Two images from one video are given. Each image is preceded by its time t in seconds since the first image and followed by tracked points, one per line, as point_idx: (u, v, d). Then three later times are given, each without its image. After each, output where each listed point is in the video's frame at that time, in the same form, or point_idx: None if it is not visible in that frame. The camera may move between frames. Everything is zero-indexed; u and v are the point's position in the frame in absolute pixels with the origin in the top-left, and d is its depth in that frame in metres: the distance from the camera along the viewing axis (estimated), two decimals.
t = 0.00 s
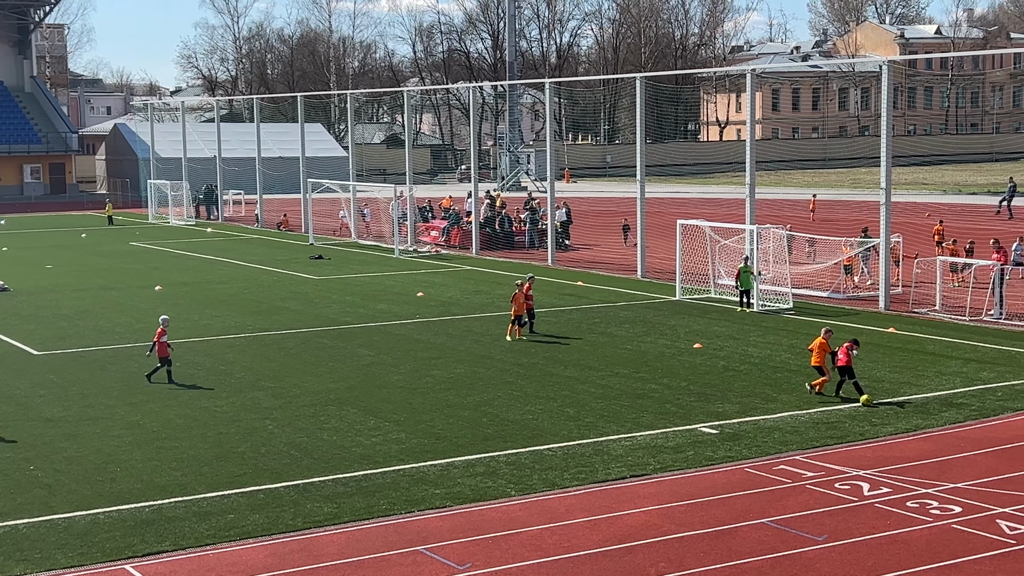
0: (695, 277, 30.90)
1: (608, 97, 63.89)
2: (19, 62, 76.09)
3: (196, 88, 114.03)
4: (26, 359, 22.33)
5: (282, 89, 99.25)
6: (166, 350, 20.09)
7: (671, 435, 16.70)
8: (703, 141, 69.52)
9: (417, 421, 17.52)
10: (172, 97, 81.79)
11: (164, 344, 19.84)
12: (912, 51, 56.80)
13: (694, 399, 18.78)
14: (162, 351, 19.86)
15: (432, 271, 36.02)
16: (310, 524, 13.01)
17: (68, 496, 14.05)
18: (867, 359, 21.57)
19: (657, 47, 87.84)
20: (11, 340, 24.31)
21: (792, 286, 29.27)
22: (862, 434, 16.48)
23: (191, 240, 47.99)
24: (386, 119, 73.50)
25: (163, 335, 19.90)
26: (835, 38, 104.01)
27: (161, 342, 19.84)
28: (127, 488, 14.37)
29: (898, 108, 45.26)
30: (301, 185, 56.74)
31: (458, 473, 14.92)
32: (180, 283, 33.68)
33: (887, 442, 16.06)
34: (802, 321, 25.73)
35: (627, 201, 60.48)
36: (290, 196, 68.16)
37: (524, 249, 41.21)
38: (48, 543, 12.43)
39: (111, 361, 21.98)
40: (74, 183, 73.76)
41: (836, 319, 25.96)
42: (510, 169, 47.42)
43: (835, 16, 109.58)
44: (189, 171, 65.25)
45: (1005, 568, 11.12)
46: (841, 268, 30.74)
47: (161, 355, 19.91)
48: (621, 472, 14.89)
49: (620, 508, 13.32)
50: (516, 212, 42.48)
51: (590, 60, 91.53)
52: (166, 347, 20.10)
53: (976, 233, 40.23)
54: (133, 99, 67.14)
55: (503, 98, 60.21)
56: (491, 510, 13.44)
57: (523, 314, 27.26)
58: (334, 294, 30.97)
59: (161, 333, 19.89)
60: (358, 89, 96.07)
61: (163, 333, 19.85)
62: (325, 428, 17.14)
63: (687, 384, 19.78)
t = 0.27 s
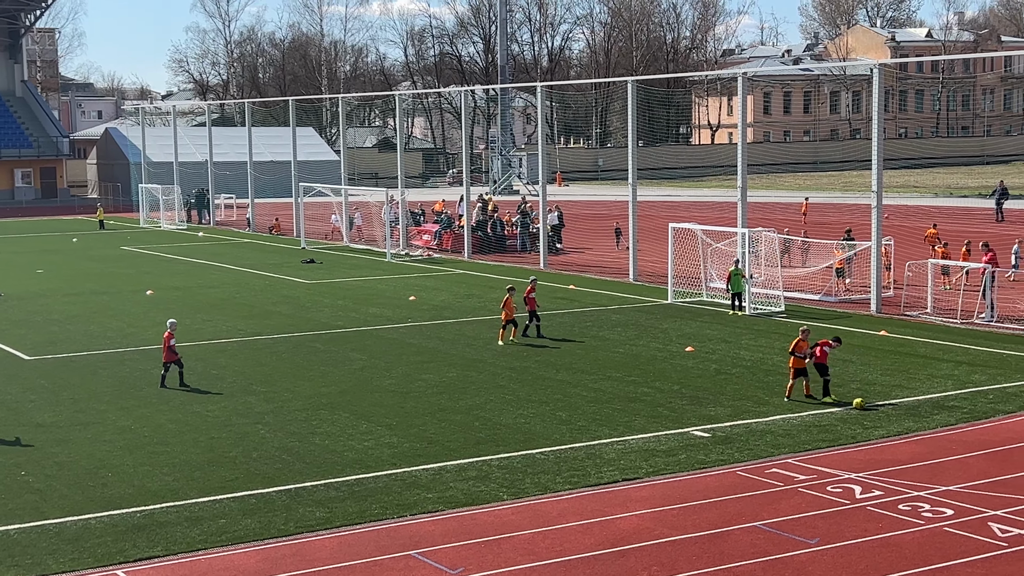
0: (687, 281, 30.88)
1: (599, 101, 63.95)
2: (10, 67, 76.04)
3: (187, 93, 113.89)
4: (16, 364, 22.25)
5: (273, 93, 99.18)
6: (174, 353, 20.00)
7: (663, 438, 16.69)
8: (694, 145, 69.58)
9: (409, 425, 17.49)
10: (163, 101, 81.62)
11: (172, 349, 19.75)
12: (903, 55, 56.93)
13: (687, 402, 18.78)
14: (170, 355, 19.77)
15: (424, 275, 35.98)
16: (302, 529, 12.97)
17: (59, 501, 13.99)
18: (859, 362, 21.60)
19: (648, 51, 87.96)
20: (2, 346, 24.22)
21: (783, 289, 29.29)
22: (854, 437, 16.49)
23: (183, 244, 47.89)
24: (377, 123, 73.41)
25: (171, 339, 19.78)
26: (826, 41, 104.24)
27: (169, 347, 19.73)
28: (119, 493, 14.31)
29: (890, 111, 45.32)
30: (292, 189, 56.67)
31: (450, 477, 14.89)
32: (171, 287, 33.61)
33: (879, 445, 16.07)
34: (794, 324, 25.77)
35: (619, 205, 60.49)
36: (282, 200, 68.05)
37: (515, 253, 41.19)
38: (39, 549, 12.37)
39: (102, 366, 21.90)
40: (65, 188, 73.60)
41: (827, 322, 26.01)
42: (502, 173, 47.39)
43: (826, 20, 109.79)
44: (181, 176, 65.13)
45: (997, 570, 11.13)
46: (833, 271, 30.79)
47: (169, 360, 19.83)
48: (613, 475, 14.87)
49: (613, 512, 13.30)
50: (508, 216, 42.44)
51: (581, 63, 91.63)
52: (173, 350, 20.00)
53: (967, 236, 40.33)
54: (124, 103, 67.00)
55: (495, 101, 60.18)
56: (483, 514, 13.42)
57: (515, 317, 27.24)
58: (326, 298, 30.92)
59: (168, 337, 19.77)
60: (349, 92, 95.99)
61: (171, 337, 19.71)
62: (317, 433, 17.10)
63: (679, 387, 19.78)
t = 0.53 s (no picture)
0: (680, 284, 30.93)
1: (592, 104, 63.99)
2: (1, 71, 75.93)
3: (179, 97, 113.74)
4: (6, 369, 22.16)
5: (265, 97, 99.14)
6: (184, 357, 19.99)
7: (656, 441, 16.68)
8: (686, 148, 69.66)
9: (401, 428, 17.47)
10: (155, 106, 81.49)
11: (182, 353, 19.74)
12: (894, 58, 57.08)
13: (679, 405, 18.78)
14: (180, 359, 19.76)
15: (416, 279, 35.96)
16: (294, 533, 12.94)
17: (51, 506, 13.94)
18: (851, 365, 21.64)
19: (640, 54, 88.08)
20: None
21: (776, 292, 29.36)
22: (846, 440, 16.50)
23: (174, 248, 47.78)
24: (370, 126, 73.38)
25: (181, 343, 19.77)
26: (817, 44, 104.47)
27: (179, 351, 19.72)
28: (111, 498, 14.26)
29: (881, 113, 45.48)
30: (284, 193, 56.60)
31: (443, 481, 14.87)
32: (163, 291, 33.52)
33: (871, 448, 16.09)
34: (786, 327, 25.80)
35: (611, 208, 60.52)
36: (274, 204, 67.94)
37: (508, 256, 41.19)
38: (30, 554, 12.32)
39: (93, 371, 21.83)
40: (56, 192, 73.46)
41: (819, 325, 26.04)
42: (494, 176, 47.35)
43: (818, 23, 110.07)
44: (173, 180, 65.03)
45: (990, 572, 11.13)
46: (824, 274, 30.86)
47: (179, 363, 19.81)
48: (606, 479, 14.87)
49: (605, 515, 13.29)
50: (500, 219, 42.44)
51: (573, 67, 91.71)
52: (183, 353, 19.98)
53: (959, 239, 40.43)
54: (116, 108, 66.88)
55: (487, 105, 60.20)
56: (476, 517, 13.39)
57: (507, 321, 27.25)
58: (318, 302, 30.87)
59: (178, 341, 19.75)
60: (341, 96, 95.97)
61: (181, 341, 19.69)
62: (309, 437, 17.06)
63: (672, 391, 19.77)
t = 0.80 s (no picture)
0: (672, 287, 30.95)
1: (584, 108, 64.07)
2: None
3: (170, 100, 113.63)
4: None
5: (257, 101, 99.09)
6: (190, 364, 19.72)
7: (648, 445, 16.68)
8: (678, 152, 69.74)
9: (394, 432, 17.44)
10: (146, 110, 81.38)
11: (188, 359, 19.49)
12: (886, 62, 57.29)
13: (672, 409, 18.77)
14: (186, 365, 19.53)
15: (408, 283, 35.93)
16: (287, 538, 12.90)
17: (42, 512, 13.88)
18: (843, 368, 21.66)
19: (632, 58, 88.18)
20: None
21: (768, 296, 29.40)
22: (838, 443, 16.51)
23: (166, 253, 47.69)
24: (362, 130, 73.38)
25: (188, 350, 19.50)
26: (809, 48, 104.67)
27: (185, 357, 19.50)
28: (102, 503, 14.21)
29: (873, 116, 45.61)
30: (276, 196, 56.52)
31: (436, 486, 14.84)
32: (155, 296, 33.44)
33: (864, 450, 16.11)
34: (778, 330, 25.84)
35: (603, 211, 60.54)
36: (266, 209, 67.86)
37: (500, 259, 41.17)
38: (22, 559, 12.27)
39: (85, 376, 21.77)
40: (48, 196, 73.39)
41: (810, 328, 26.09)
42: (487, 180, 47.31)
43: (810, 26, 110.30)
44: (164, 184, 64.96)
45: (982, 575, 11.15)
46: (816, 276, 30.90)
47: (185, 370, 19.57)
48: (598, 482, 14.86)
49: (598, 519, 13.28)
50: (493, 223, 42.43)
51: (566, 70, 91.82)
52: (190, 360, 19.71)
53: (950, 242, 40.54)
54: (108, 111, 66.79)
55: (479, 108, 60.21)
56: (469, 522, 13.37)
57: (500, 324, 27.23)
58: (311, 306, 30.83)
59: (185, 347, 19.48)
60: (333, 100, 95.94)
61: (188, 347, 19.43)
62: (302, 441, 17.02)
63: (665, 394, 19.76)
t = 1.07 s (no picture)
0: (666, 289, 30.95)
1: (577, 110, 64.10)
2: None
3: (163, 104, 113.51)
4: None
5: (250, 103, 98.95)
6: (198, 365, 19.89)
7: (642, 447, 16.68)
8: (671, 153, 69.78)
9: (387, 435, 17.42)
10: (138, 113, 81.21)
11: (196, 361, 19.68)
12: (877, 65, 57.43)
13: (665, 411, 18.77)
14: (195, 367, 19.68)
15: (402, 285, 35.89)
16: (280, 541, 12.87)
17: (34, 515, 13.84)
18: (836, 370, 21.67)
19: (625, 60, 88.19)
20: None
21: (761, 298, 29.42)
22: (831, 445, 16.53)
23: (159, 256, 47.59)
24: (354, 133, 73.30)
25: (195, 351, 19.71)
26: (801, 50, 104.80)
27: (194, 358, 19.67)
28: (95, 507, 14.17)
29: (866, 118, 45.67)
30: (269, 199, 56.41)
31: (429, 488, 14.82)
32: (148, 299, 33.37)
33: (857, 452, 16.13)
34: (770, 332, 25.88)
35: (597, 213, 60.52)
36: (258, 211, 67.74)
37: (493, 262, 41.14)
38: (14, 563, 12.23)
39: (78, 379, 21.72)
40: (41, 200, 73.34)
41: (803, 330, 26.13)
42: (480, 182, 47.27)
43: (802, 29, 110.46)
44: (157, 187, 64.85)
45: None
46: (809, 279, 30.99)
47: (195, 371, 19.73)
48: (592, 485, 14.85)
49: (592, 521, 13.27)
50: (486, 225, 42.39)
51: (559, 73, 91.85)
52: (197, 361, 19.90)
53: (943, 243, 40.65)
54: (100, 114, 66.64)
55: (472, 110, 60.19)
56: (462, 524, 13.36)
57: (493, 327, 27.21)
58: (304, 309, 30.79)
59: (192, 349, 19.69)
60: (326, 103, 95.85)
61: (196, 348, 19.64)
62: (295, 444, 16.99)
63: (659, 396, 19.75)
